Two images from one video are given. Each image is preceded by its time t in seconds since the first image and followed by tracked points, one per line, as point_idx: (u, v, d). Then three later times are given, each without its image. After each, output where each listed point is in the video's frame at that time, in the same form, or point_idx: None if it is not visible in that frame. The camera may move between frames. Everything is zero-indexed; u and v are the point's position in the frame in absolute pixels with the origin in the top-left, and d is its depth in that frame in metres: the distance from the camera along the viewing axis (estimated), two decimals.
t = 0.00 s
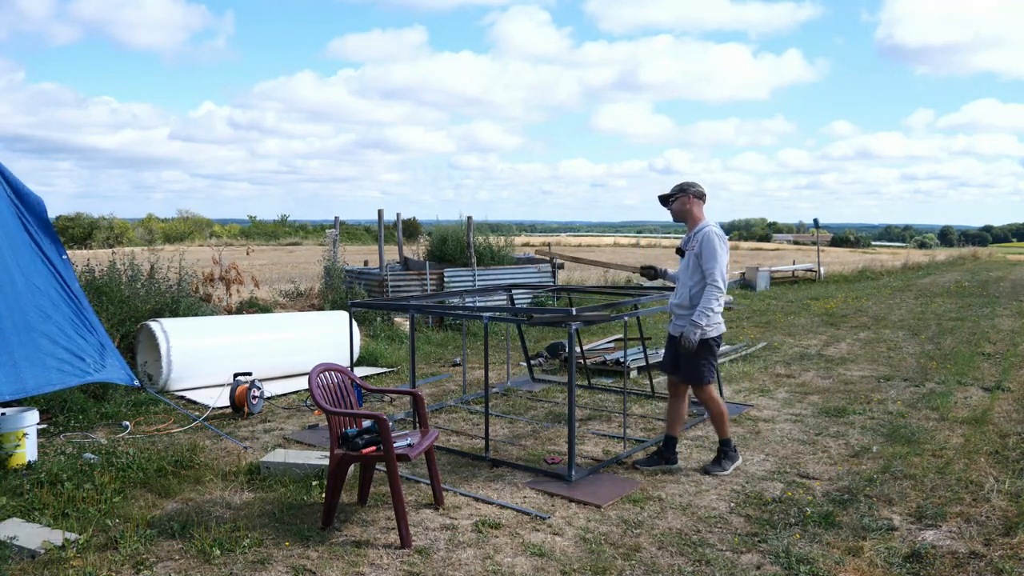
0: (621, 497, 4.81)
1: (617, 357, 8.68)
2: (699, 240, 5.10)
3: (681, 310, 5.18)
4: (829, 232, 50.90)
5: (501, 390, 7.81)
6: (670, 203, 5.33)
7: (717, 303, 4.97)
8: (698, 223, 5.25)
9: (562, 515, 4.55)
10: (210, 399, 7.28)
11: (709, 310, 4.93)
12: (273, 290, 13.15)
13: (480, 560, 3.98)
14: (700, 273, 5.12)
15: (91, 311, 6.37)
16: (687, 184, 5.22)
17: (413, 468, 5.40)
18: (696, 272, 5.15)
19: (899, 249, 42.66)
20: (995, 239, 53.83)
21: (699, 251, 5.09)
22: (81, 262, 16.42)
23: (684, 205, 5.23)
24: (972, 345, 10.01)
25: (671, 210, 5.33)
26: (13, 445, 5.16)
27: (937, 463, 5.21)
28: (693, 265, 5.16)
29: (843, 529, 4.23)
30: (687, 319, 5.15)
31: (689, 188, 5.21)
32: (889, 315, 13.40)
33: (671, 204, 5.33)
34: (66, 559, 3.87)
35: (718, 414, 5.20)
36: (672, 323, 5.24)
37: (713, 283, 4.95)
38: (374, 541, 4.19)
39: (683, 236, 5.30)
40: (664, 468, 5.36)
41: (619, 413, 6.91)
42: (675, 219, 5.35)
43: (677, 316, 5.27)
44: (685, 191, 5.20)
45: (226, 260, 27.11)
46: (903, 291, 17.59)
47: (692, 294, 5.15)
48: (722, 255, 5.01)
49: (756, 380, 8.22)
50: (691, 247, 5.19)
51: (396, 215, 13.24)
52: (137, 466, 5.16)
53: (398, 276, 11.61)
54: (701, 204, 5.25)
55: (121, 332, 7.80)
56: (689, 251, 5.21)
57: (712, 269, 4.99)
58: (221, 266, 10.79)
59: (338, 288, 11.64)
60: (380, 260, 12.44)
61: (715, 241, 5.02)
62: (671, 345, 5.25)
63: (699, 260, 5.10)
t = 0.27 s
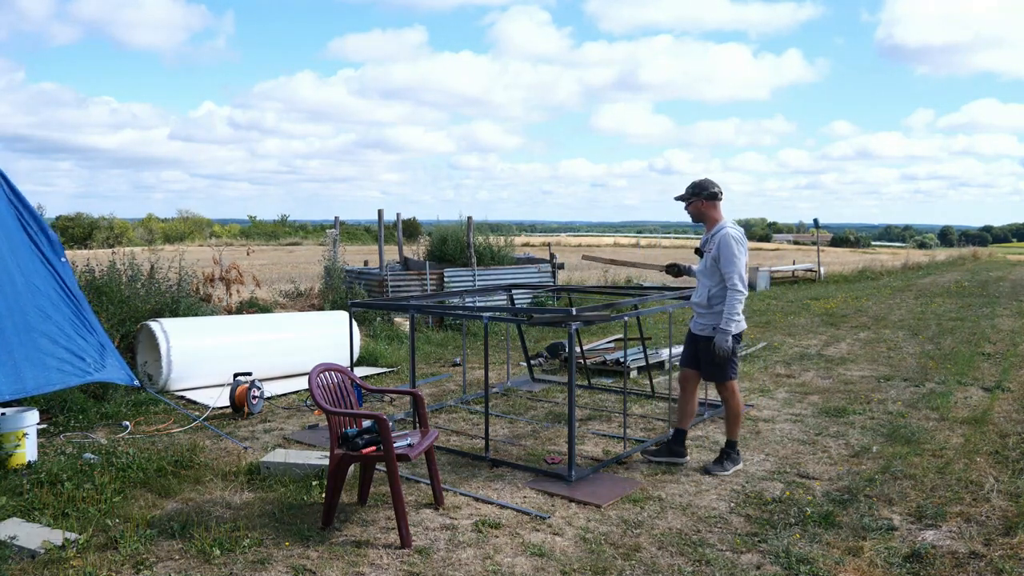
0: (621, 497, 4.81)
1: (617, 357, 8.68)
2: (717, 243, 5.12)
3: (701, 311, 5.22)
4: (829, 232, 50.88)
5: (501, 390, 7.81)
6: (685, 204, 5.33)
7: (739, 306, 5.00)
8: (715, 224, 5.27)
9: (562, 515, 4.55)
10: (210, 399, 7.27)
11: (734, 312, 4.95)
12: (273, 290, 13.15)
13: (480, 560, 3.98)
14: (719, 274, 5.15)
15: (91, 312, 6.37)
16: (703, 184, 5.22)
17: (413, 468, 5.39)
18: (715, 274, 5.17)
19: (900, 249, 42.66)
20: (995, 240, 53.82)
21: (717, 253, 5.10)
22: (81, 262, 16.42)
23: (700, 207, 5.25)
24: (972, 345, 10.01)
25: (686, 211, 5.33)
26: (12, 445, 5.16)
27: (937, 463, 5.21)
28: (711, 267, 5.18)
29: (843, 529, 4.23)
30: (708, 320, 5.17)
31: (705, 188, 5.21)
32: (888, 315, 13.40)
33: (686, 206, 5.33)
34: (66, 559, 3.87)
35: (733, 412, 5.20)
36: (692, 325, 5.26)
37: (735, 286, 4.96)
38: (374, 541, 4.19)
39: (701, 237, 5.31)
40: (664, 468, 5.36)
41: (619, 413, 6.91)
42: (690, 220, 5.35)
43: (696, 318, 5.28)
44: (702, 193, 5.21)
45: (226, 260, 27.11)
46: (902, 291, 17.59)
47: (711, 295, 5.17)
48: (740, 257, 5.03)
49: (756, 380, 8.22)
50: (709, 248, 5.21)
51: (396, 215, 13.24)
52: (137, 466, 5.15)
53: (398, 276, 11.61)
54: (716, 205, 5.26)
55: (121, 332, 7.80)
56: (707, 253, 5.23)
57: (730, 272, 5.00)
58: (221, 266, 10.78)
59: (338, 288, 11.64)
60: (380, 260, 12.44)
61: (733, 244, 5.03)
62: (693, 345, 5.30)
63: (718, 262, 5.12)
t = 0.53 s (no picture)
0: (621, 497, 4.81)
1: (617, 357, 8.69)
2: (731, 243, 5.12)
3: (712, 311, 5.22)
4: (829, 232, 50.87)
5: (501, 390, 7.80)
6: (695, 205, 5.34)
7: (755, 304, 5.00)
8: (726, 225, 5.28)
9: (561, 515, 4.55)
10: (210, 399, 7.27)
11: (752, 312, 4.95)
12: (273, 290, 13.14)
13: (480, 560, 3.98)
14: (733, 274, 5.16)
15: (91, 311, 6.37)
16: (715, 185, 5.23)
17: (413, 468, 5.40)
18: (728, 274, 5.18)
19: (900, 249, 42.66)
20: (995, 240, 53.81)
21: (732, 254, 5.10)
22: (80, 262, 16.41)
23: (712, 207, 5.25)
24: (972, 345, 10.01)
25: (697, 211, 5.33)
26: (12, 445, 5.16)
27: (938, 463, 5.21)
28: (724, 266, 5.19)
29: (843, 529, 4.23)
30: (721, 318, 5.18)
31: (717, 189, 5.22)
32: (888, 315, 13.41)
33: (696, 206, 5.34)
34: (66, 559, 3.87)
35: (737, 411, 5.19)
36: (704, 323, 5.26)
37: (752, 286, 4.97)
38: (374, 541, 4.19)
39: (711, 237, 5.32)
40: (665, 469, 5.37)
41: (619, 413, 6.91)
42: (700, 220, 5.35)
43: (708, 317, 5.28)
44: (714, 194, 5.22)
45: (226, 260, 27.10)
46: (902, 291, 17.60)
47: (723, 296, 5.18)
48: (756, 256, 5.04)
49: (756, 379, 8.22)
50: (722, 248, 5.22)
51: (396, 215, 13.24)
52: (137, 466, 5.15)
53: (398, 276, 11.61)
54: (728, 206, 5.28)
55: (121, 332, 7.80)
56: (721, 252, 5.23)
57: (746, 272, 5.01)
58: (221, 266, 10.78)
59: (338, 288, 11.64)
60: (380, 260, 12.44)
61: (748, 244, 5.03)
62: (705, 344, 5.32)
63: (732, 262, 5.13)
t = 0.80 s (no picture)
0: (621, 497, 4.81)
1: (617, 356, 8.69)
2: (735, 243, 5.13)
3: (714, 310, 5.23)
4: (830, 232, 50.86)
5: (501, 390, 7.80)
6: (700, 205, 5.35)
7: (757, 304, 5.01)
8: (731, 225, 5.28)
9: (562, 515, 4.55)
10: (210, 399, 7.28)
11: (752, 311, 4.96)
12: (273, 290, 13.14)
13: (480, 560, 3.98)
14: (736, 274, 5.16)
15: (90, 313, 6.38)
16: (721, 186, 5.23)
17: (413, 468, 5.40)
18: (731, 273, 5.18)
19: (900, 249, 42.67)
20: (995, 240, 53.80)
21: (735, 253, 5.11)
22: (80, 262, 16.41)
23: (718, 207, 5.26)
24: (972, 345, 10.02)
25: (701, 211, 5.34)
26: (12, 445, 5.16)
27: (937, 463, 5.21)
28: (727, 266, 5.19)
29: (843, 529, 4.23)
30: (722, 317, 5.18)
31: (722, 190, 5.22)
32: (888, 316, 13.41)
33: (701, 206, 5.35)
34: (66, 559, 3.87)
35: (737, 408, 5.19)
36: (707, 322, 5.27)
37: (754, 285, 4.97)
38: (374, 541, 4.19)
39: (716, 238, 5.32)
40: (665, 469, 5.37)
41: (619, 413, 6.91)
42: (705, 220, 5.35)
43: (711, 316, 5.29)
44: (719, 195, 5.22)
45: (226, 260, 27.09)
46: (902, 291, 17.59)
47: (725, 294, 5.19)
48: (758, 256, 5.04)
49: (755, 379, 8.22)
50: (726, 248, 5.22)
51: (396, 215, 13.24)
52: (137, 466, 5.15)
53: (398, 276, 11.61)
54: (733, 208, 5.28)
55: (121, 332, 7.80)
56: (725, 252, 5.23)
57: (748, 271, 5.01)
58: (221, 266, 10.78)
59: (338, 288, 11.64)
60: (380, 260, 12.44)
61: (752, 243, 5.03)
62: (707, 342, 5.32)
63: (735, 262, 5.13)
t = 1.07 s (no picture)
0: (621, 497, 4.81)
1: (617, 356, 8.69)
2: (734, 240, 5.15)
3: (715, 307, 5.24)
4: (830, 232, 50.86)
5: (501, 390, 7.80)
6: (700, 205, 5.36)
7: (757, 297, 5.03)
8: (729, 224, 5.29)
9: (561, 515, 4.55)
10: (210, 399, 7.28)
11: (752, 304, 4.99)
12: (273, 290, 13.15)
13: (480, 560, 3.98)
14: (737, 270, 5.17)
15: (91, 311, 6.37)
16: (719, 186, 5.24)
17: (413, 468, 5.40)
18: (732, 270, 5.20)
19: (900, 249, 42.68)
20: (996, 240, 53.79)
21: (734, 248, 5.14)
22: (80, 262, 16.41)
23: (718, 208, 5.25)
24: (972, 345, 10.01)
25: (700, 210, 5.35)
26: (12, 445, 5.16)
27: (937, 463, 5.21)
28: (728, 263, 5.20)
29: (843, 529, 4.23)
30: (725, 313, 5.19)
31: (721, 190, 5.23)
32: (888, 315, 13.41)
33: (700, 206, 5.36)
34: (66, 559, 3.87)
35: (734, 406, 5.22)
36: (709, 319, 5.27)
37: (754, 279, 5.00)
38: (374, 541, 4.19)
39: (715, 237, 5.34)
40: (665, 469, 5.36)
41: (619, 413, 6.91)
42: (705, 220, 5.36)
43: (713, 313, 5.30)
44: (718, 195, 5.22)
45: (226, 260, 27.09)
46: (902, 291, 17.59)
47: (730, 290, 5.19)
48: (758, 251, 5.06)
49: (755, 380, 8.22)
50: (726, 246, 5.23)
51: (396, 215, 13.24)
52: (137, 466, 5.15)
53: (398, 276, 11.61)
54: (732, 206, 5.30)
55: (120, 332, 7.80)
56: (725, 250, 5.25)
57: (748, 264, 5.04)
58: (221, 266, 10.78)
59: (338, 288, 11.64)
60: (380, 260, 12.44)
61: (751, 239, 5.05)
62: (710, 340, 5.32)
63: (735, 258, 5.15)
